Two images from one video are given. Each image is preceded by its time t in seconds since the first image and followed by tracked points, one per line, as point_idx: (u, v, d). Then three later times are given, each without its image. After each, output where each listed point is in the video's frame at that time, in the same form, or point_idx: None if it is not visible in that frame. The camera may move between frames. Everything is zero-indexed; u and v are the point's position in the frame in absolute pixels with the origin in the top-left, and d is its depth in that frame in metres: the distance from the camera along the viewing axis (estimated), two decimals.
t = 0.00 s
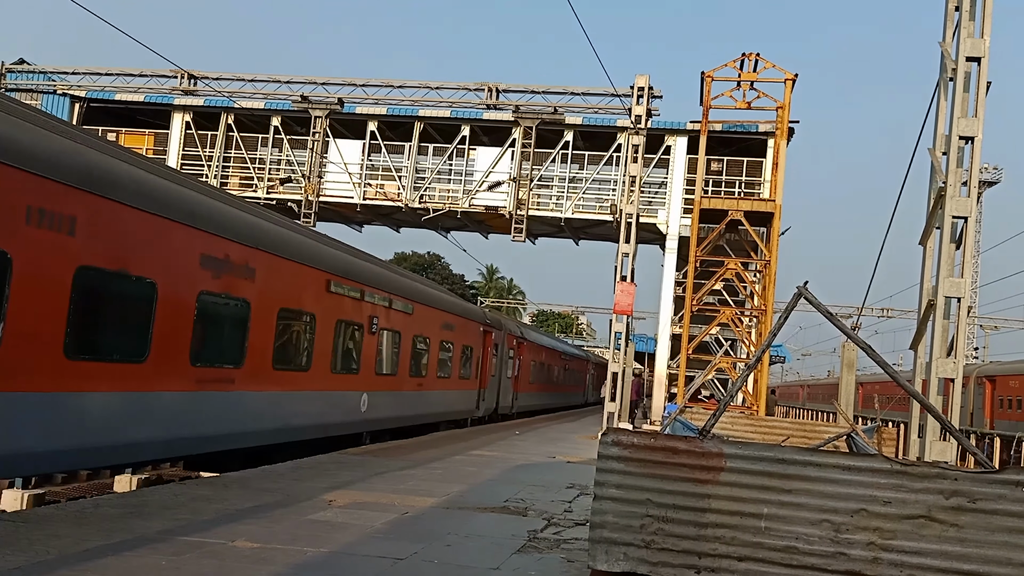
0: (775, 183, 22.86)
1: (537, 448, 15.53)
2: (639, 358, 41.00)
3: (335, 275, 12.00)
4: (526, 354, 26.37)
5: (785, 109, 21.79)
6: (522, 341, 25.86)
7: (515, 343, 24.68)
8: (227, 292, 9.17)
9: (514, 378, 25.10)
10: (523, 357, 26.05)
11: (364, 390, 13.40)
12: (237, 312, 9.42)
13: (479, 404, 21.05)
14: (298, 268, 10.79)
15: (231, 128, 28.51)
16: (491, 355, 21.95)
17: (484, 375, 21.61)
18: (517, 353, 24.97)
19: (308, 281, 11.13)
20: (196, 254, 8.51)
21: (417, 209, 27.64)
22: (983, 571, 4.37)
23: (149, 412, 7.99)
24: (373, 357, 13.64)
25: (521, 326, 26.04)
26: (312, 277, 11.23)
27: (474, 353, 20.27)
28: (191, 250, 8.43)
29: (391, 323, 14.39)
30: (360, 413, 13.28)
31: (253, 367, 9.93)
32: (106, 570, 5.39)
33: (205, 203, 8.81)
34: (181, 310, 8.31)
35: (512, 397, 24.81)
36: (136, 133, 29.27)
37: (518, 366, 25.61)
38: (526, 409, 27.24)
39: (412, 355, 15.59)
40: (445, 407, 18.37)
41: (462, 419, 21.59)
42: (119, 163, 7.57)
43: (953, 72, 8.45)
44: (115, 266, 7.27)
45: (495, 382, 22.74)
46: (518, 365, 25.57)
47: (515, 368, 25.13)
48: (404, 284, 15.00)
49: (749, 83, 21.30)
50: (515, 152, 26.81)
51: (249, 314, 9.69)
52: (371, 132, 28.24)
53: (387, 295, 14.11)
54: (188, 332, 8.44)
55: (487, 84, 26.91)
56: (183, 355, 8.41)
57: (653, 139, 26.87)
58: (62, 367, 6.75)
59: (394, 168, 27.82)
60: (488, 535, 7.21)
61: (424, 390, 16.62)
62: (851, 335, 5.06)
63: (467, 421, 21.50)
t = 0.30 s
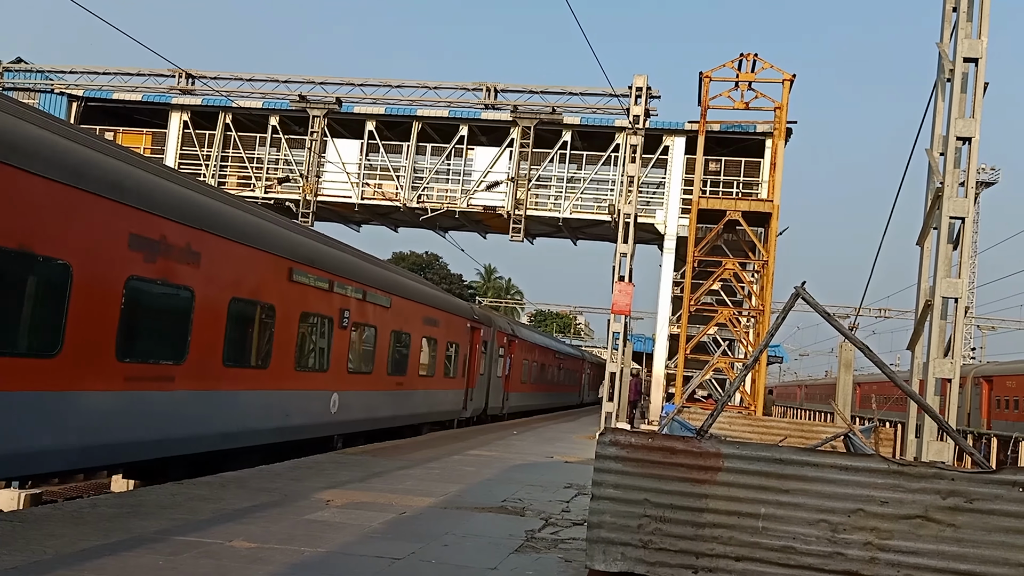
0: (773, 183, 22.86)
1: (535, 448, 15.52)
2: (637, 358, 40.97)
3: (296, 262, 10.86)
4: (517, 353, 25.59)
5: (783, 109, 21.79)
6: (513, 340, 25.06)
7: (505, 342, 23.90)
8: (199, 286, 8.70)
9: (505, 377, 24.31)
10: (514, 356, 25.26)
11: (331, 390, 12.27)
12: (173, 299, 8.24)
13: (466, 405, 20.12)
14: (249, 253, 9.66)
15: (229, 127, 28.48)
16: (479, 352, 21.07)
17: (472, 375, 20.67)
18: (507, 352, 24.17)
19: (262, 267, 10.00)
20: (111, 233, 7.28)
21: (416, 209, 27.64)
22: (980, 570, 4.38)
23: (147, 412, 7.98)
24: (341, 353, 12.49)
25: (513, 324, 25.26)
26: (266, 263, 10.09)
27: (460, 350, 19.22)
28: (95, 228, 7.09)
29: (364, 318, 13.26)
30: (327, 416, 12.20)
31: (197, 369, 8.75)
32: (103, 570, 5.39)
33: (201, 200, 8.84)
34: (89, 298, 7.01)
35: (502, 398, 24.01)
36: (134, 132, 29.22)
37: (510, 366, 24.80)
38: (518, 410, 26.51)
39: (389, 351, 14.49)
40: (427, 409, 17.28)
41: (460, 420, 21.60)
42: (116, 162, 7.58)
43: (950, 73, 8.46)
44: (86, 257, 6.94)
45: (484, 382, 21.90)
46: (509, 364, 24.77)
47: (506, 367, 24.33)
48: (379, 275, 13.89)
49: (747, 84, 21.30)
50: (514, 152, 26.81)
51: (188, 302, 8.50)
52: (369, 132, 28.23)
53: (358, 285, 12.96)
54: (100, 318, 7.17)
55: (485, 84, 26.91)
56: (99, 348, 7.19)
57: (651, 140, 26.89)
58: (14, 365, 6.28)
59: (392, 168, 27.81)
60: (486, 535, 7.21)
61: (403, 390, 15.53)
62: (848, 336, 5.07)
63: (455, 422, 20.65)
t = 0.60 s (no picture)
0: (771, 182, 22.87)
1: (533, 448, 15.52)
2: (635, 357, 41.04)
3: (246, 245, 9.64)
4: (507, 350, 24.63)
5: (781, 109, 21.80)
6: (503, 336, 24.12)
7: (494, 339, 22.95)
8: (165, 276, 8.07)
9: (494, 376, 23.38)
10: (504, 353, 24.34)
11: (290, 389, 11.01)
12: (80, 279, 6.93)
13: (451, 404, 19.06)
14: (189, 233, 8.49)
15: (228, 126, 28.46)
16: (465, 348, 19.95)
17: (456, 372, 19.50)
18: (496, 350, 23.24)
19: (205, 250, 8.81)
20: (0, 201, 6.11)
21: (414, 208, 27.65)
22: (978, 570, 4.39)
23: (143, 413, 7.94)
24: (303, 348, 11.24)
25: (502, 320, 24.32)
26: (210, 246, 8.89)
27: (442, 347, 18.00)
28: None
29: (330, 310, 12.01)
30: (287, 418, 10.96)
31: (115, 364, 7.44)
32: (99, 569, 5.38)
33: (202, 200, 8.87)
34: None
35: (491, 397, 23.07)
36: (132, 131, 29.18)
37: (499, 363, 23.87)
38: (510, 410, 25.74)
39: (360, 347, 13.27)
40: (406, 409, 16.02)
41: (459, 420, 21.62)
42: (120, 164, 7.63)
43: (948, 73, 8.47)
44: (79, 257, 6.89)
45: (471, 380, 20.90)
46: (498, 362, 23.83)
47: (495, 366, 23.41)
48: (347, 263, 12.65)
49: (745, 83, 21.30)
50: (513, 152, 26.82)
51: (104, 287, 7.23)
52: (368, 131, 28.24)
53: (323, 274, 11.72)
54: None
55: (483, 84, 26.90)
56: None
57: (649, 139, 26.90)
58: None
59: (390, 167, 27.85)
60: (484, 534, 7.21)
61: (376, 389, 14.29)
62: (847, 335, 5.07)
63: (440, 424, 19.65)
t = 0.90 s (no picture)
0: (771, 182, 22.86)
1: (533, 448, 15.51)
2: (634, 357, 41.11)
3: (189, 225, 8.47)
4: (498, 347, 23.45)
5: (781, 109, 21.81)
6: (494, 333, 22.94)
7: (483, 336, 21.78)
8: (74, 256, 6.82)
9: (483, 375, 22.20)
10: (495, 351, 23.17)
11: (240, 388, 9.76)
12: None
13: (435, 405, 17.86)
14: (118, 209, 7.40)
15: (228, 126, 28.45)
16: (450, 343, 18.67)
17: (439, 371, 18.21)
18: (486, 347, 22.06)
19: (137, 230, 7.67)
20: None
21: (414, 208, 27.66)
22: (977, 570, 4.39)
23: (139, 411, 7.89)
24: (257, 342, 10.02)
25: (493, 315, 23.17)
26: (144, 226, 7.76)
27: (425, 342, 16.73)
28: None
29: (290, 301, 10.80)
30: (238, 421, 9.74)
31: (12, 360, 6.26)
32: (98, 568, 5.38)
33: (203, 201, 8.89)
34: None
35: (480, 397, 21.86)
36: (131, 131, 29.16)
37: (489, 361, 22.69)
38: (501, 409, 24.66)
39: (327, 343, 12.09)
40: (382, 410, 14.73)
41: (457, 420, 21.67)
42: (106, 158, 7.47)
43: (948, 73, 8.47)
44: None
45: (457, 378, 19.65)
46: (488, 360, 22.65)
47: (485, 363, 22.21)
48: (9, 127, 6.30)
49: (745, 83, 21.31)
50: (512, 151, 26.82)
51: None
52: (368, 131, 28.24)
53: (282, 260, 10.53)
54: None
55: (483, 83, 26.90)
56: None
57: (649, 139, 26.89)
58: None
59: (390, 167, 27.86)
60: (484, 534, 7.21)
61: (347, 388, 13.04)
62: (847, 335, 5.07)
63: (424, 425, 18.41)
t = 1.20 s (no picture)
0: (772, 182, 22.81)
1: (533, 448, 15.51)
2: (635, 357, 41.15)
3: (106, 197, 7.25)
4: (489, 346, 22.18)
5: (782, 109, 21.80)
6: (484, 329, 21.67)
7: (472, 333, 20.47)
8: None
9: (472, 375, 20.89)
10: (486, 349, 21.90)
11: (180, 387, 8.49)
12: None
13: (418, 407, 16.59)
14: (15, 175, 6.25)
15: (228, 126, 28.47)
16: (434, 341, 17.37)
17: (422, 371, 16.90)
18: (475, 344, 20.73)
19: (39, 198, 6.48)
20: None
21: (414, 208, 27.67)
22: (977, 571, 4.39)
23: (139, 411, 7.87)
24: (196, 335, 8.69)
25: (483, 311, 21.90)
26: (47, 193, 6.55)
27: (405, 339, 15.42)
28: None
29: (243, 290, 9.57)
30: (180, 425, 8.55)
31: None
32: (98, 568, 5.38)
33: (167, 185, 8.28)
34: None
35: (468, 397, 20.55)
36: (132, 131, 29.17)
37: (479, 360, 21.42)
38: (493, 410, 23.51)
39: (287, 337, 10.76)
40: (355, 413, 13.46)
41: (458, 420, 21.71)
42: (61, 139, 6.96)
43: (949, 73, 8.46)
44: None
45: (443, 378, 18.32)
46: (479, 358, 21.35)
47: (474, 363, 20.90)
48: None
49: (746, 84, 21.31)
50: (513, 152, 26.82)
51: None
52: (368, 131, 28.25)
53: (233, 244, 9.33)
54: None
55: (484, 83, 26.90)
56: None
57: (650, 139, 26.89)
58: None
59: (391, 167, 27.83)
60: (483, 534, 7.21)
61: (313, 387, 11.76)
62: (847, 335, 5.07)
63: (406, 427, 17.09)
